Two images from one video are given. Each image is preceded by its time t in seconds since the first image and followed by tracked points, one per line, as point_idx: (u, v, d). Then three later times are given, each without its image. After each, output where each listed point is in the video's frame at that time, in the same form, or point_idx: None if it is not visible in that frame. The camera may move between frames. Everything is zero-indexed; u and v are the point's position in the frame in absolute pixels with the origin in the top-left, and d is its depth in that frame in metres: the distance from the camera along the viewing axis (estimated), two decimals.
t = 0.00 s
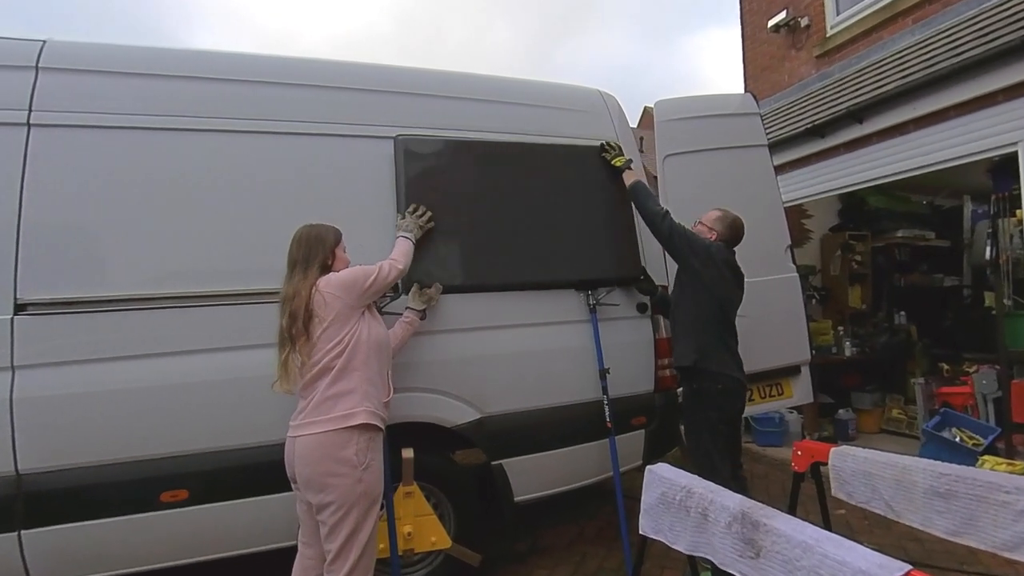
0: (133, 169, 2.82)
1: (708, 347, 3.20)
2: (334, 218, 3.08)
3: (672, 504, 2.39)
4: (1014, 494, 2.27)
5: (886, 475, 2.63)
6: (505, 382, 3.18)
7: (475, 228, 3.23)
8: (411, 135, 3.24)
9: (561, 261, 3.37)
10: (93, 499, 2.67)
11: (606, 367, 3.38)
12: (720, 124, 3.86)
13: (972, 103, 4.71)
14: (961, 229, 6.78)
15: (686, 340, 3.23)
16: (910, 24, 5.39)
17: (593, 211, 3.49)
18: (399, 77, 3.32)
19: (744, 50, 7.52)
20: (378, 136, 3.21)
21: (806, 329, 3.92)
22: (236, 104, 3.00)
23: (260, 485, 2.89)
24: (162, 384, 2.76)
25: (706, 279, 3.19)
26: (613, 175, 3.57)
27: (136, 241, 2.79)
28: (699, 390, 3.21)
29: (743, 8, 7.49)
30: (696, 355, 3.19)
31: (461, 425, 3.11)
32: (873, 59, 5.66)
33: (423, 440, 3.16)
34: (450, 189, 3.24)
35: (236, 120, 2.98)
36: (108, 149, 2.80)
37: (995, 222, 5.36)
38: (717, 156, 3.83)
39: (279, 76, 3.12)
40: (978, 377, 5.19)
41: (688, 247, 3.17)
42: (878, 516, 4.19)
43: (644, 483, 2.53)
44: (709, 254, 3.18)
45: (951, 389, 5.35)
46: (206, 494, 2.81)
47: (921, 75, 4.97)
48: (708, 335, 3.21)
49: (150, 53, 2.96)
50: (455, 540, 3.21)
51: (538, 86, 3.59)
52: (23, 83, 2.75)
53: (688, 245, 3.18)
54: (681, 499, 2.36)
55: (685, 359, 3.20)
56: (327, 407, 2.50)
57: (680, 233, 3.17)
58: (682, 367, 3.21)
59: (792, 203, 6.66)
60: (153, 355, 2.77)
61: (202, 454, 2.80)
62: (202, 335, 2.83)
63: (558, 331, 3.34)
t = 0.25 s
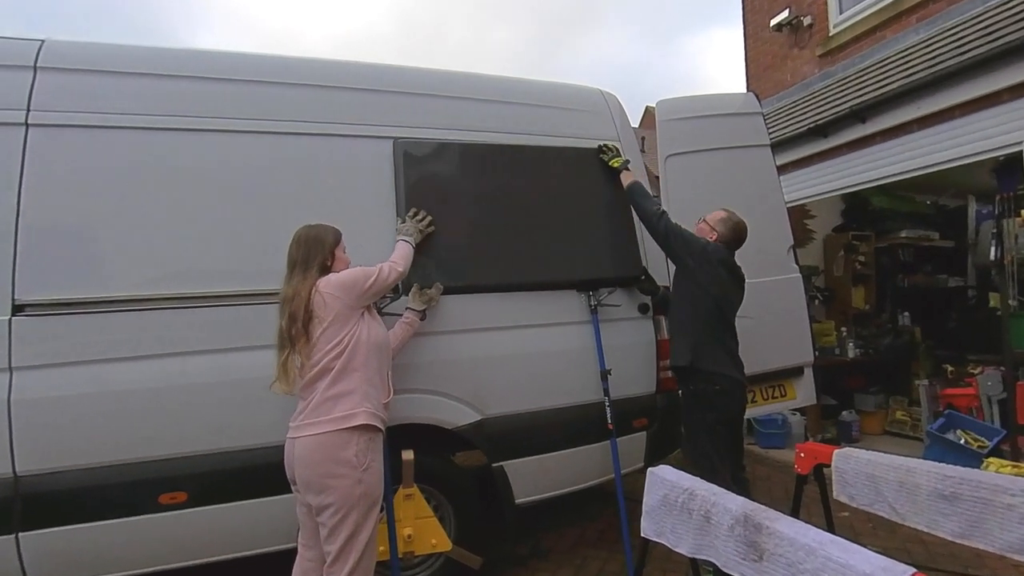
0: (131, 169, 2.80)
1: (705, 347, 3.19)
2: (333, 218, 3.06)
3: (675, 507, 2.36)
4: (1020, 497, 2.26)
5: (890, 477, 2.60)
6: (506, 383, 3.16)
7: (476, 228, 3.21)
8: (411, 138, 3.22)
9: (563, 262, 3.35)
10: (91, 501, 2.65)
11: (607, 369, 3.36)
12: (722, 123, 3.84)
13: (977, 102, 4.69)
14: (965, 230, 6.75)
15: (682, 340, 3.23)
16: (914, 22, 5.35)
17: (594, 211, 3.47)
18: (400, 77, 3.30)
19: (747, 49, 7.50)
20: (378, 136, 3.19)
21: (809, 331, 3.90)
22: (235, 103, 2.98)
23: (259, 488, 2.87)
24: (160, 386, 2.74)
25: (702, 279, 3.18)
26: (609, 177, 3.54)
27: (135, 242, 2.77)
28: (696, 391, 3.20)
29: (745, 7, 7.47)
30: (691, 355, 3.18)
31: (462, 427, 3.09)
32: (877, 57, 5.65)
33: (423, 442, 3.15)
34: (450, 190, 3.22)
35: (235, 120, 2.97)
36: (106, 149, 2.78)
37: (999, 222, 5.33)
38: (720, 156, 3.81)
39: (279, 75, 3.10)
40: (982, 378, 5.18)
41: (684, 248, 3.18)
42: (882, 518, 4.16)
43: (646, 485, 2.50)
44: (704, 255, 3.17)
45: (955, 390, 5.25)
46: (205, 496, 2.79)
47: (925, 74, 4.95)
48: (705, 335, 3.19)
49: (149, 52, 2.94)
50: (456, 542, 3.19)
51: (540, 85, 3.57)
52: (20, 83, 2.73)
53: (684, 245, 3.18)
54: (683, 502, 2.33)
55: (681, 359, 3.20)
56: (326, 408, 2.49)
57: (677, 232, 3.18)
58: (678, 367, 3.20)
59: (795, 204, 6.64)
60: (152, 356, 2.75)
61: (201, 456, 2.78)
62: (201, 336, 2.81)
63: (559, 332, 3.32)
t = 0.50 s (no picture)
0: (130, 169, 2.79)
1: (701, 349, 3.17)
2: (333, 219, 3.04)
3: (677, 509, 2.34)
4: None
5: (894, 479, 2.57)
6: (507, 385, 3.14)
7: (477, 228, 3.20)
8: (411, 139, 3.21)
9: (564, 262, 3.33)
10: (90, 503, 2.64)
11: (608, 370, 3.34)
12: (724, 123, 3.82)
13: (982, 101, 4.68)
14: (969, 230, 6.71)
15: (678, 341, 3.21)
16: (918, 21, 5.34)
17: (595, 212, 3.46)
18: (400, 76, 3.29)
19: (749, 48, 7.48)
20: (378, 136, 3.17)
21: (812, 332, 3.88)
22: (234, 103, 2.97)
23: (259, 489, 2.85)
24: (159, 387, 2.72)
25: (698, 280, 3.16)
26: (609, 178, 3.51)
27: (134, 242, 2.76)
28: (693, 392, 3.18)
29: (747, 7, 7.45)
30: (688, 357, 3.16)
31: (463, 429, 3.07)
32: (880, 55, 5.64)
33: (423, 443, 3.13)
34: (451, 190, 3.20)
35: (235, 120, 2.95)
36: (105, 149, 2.77)
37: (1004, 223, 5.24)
38: (722, 156, 3.79)
39: (279, 75, 3.08)
40: (987, 380, 5.10)
41: (681, 248, 3.16)
42: (886, 521, 4.14)
43: (648, 487, 2.48)
44: (701, 256, 3.15)
45: (960, 391, 5.33)
46: (204, 498, 2.77)
47: (929, 73, 4.94)
48: (702, 336, 3.17)
49: (149, 51, 2.93)
50: (456, 545, 3.17)
51: (543, 85, 3.56)
52: (19, 82, 2.72)
53: (682, 245, 3.15)
54: (685, 504, 2.31)
55: (677, 360, 3.18)
56: (326, 409, 2.47)
57: (672, 233, 3.16)
58: (674, 368, 3.19)
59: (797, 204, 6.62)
60: (151, 358, 2.74)
61: (200, 458, 2.77)
62: (201, 337, 2.80)
63: (560, 333, 3.30)
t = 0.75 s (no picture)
0: (129, 169, 2.77)
1: (700, 349, 3.15)
2: (333, 219, 3.03)
3: (678, 511, 2.32)
4: None
5: (898, 481, 2.55)
6: (507, 386, 3.12)
7: (477, 229, 3.18)
8: (412, 139, 3.19)
9: (565, 263, 3.31)
10: (88, 505, 2.62)
11: (609, 371, 3.31)
12: (727, 123, 3.80)
13: (986, 100, 4.66)
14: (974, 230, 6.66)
15: (677, 342, 3.20)
16: (921, 20, 5.34)
17: (597, 212, 3.44)
18: (401, 76, 3.27)
19: (751, 48, 7.46)
20: (378, 136, 3.15)
21: (815, 333, 3.85)
22: (234, 103, 2.95)
23: (258, 492, 2.84)
24: (158, 389, 2.71)
25: (698, 279, 3.15)
26: (608, 184, 3.49)
27: (133, 243, 2.75)
28: (692, 393, 3.16)
29: (750, 6, 7.43)
30: (686, 358, 3.14)
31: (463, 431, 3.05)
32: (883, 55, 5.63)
33: (423, 445, 3.11)
34: (452, 191, 3.18)
35: (235, 120, 2.94)
36: (104, 149, 2.75)
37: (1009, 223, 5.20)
38: (724, 156, 3.77)
39: (279, 74, 3.07)
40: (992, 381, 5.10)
41: (679, 248, 3.15)
42: (889, 523, 4.11)
43: (650, 489, 2.46)
44: (700, 255, 3.14)
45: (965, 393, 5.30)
46: (203, 500, 2.76)
47: (932, 72, 4.92)
48: (701, 337, 3.15)
49: (148, 51, 2.91)
50: (456, 547, 3.15)
51: (545, 84, 3.54)
52: (18, 82, 2.70)
53: (682, 246, 3.15)
54: (687, 506, 2.29)
55: (676, 362, 3.16)
56: (327, 410, 2.45)
57: (670, 235, 3.17)
58: (673, 370, 3.16)
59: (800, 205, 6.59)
60: (150, 359, 2.72)
61: (199, 460, 2.75)
62: (200, 339, 2.78)
63: (561, 334, 3.28)
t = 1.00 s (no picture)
0: (128, 169, 2.76)
1: (698, 358, 3.14)
2: (333, 220, 3.01)
3: (680, 514, 2.30)
4: None
5: (902, 484, 2.53)
6: (508, 388, 3.10)
7: (478, 229, 3.17)
8: (412, 139, 3.17)
9: (566, 264, 3.29)
10: (87, 507, 2.61)
11: (611, 373, 3.30)
12: (729, 123, 3.78)
13: (990, 100, 4.64)
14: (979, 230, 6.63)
15: (675, 350, 3.19)
16: (924, 19, 5.32)
17: (598, 213, 3.43)
18: (401, 75, 3.25)
19: (754, 47, 7.43)
20: (378, 136, 3.14)
21: (818, 334, 3.83)
22: (234, 103, 2.94)
23: (258, 494, 2.82)
24: (157, 390, 2.69)
25: (696, 288, 3.13)
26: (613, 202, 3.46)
27: (131, 243, 2.73)
28: (690, 401, 3.16)
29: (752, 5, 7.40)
30: (683, 367, 3.15)
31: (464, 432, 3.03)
32: (886, 54, 5.60)
33: (423, 447, 3.09)
34: (452, 191, 3.17)
35: (234, 120, 2.92)
36: (102, 149, 2.74)
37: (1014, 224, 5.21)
38: (726, 156, 3.75)
39: (279, 74, 3.05)
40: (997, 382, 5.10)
41: (677, 258, 3.12)
42: (893, 526, 4.09)
43: (651, 491, 2.43)
44: (699, 263, 3.11)
45: (970, 395, 5.20)
46: (201, 502, 2.74)
47: (936, 71, 4.90)
48: (700, 345, 3.14)
49: (147, 51, 2.90)
50: (456, 550, 3.13)
51: (546, 84, 3.52)
52: (16, 82, 2.69)
53: (676, 255, 3.13)
54: (689, 509, 2.27)
55: (673, 371, 3.17)
56: (327, 412, 2.44)
57: (667, 246, 3.15)
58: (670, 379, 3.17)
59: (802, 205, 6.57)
60: (149, 360, 2.71)
61: (198, 462, 2.74)
62: (199, 340, 2.77)
63: (562, 335, 3.26)
